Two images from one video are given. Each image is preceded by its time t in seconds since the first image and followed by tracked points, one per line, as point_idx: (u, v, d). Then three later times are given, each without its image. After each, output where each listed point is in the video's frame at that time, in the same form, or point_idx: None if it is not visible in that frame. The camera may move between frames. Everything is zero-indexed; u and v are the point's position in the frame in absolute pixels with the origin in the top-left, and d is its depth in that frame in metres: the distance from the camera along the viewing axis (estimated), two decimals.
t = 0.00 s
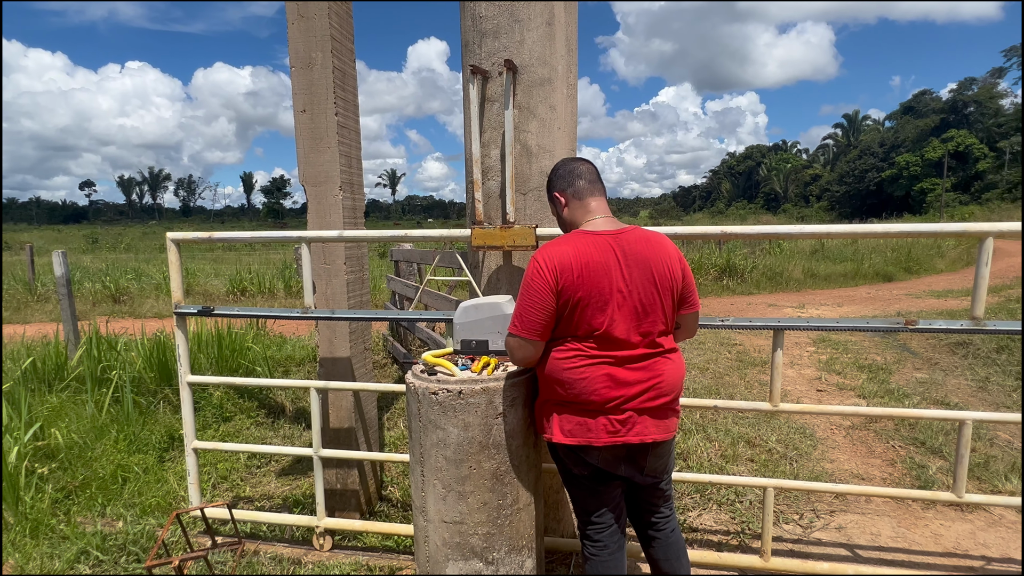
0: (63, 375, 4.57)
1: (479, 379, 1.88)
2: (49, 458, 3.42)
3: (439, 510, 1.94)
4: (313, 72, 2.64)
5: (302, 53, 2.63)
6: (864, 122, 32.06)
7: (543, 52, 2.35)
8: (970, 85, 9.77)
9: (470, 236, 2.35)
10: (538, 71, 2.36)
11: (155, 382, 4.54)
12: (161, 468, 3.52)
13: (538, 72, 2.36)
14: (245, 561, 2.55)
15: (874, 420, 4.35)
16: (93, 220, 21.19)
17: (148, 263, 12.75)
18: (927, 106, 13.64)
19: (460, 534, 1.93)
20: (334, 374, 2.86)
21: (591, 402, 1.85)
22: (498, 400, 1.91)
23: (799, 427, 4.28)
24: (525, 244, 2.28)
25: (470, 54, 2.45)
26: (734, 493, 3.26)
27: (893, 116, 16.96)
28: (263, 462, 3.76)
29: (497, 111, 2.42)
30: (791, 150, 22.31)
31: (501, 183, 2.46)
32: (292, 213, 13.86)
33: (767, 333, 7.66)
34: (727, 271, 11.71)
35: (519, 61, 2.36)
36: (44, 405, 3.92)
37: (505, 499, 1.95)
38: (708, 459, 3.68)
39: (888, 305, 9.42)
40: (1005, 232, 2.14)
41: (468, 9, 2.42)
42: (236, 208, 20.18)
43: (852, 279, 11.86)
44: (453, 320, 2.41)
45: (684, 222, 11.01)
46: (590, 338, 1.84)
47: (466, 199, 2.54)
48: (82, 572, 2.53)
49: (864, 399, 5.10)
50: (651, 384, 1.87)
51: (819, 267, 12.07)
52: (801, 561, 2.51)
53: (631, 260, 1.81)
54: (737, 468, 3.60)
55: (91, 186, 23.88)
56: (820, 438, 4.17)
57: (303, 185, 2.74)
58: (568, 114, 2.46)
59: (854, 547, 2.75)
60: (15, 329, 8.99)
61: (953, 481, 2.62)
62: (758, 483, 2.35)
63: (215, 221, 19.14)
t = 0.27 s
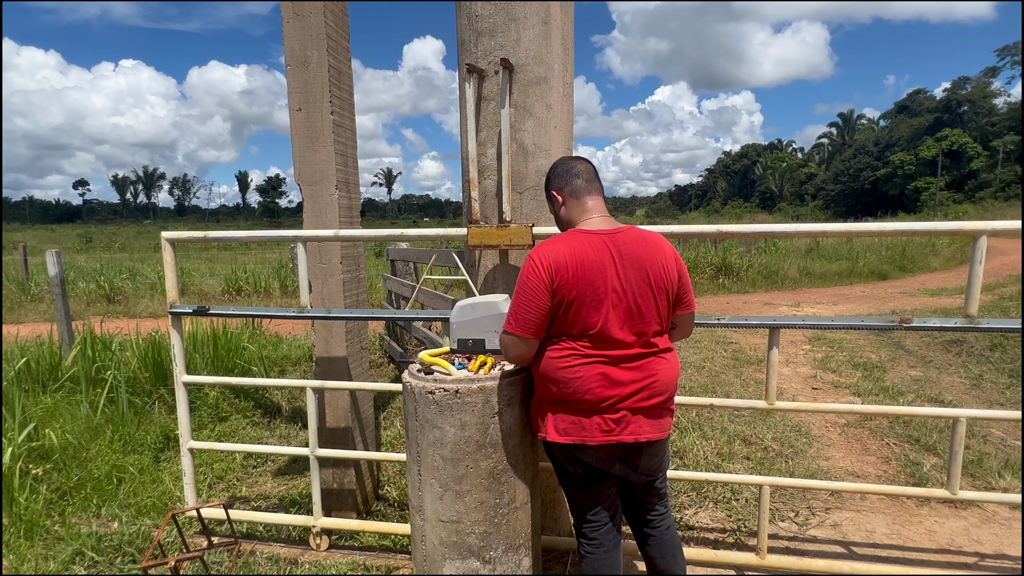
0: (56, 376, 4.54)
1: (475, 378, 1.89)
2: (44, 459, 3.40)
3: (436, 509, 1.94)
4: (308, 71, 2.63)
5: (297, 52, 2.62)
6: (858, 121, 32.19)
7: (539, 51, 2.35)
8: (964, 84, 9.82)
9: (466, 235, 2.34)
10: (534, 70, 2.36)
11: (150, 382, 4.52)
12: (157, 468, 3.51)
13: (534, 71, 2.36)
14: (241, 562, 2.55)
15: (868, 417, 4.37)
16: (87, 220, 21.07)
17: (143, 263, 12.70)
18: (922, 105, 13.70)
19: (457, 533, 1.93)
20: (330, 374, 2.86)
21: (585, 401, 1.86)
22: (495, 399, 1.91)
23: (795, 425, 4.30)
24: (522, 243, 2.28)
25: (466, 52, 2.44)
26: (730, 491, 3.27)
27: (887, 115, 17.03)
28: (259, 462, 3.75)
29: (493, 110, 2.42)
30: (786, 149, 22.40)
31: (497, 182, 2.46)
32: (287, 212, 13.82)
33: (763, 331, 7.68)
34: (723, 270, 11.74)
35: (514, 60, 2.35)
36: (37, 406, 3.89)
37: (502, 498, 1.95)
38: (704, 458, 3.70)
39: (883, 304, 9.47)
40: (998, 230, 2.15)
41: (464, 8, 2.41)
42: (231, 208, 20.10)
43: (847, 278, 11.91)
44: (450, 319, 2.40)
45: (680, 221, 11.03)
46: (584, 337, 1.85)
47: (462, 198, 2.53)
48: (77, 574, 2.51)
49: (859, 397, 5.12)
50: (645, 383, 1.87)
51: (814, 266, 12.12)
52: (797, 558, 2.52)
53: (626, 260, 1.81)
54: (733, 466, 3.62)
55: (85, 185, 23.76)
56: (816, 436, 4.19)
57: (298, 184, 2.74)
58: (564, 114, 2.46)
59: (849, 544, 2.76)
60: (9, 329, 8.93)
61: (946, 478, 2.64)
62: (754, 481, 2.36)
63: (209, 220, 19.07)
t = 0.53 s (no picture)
0: (47, 377, 4.50)
1: (471, 377, 1.88)
2: (35, 461, 3.37)
3: (433, 508, 1.94)
4: (302, 69, 2.62)
5: (291, 50, 2.60)
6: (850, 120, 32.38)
7: (534, 49, 2.35)
8: (955, 83, 9.90)
9: (462, 234, 2.34)
10: (530, 69, 2.36)
11: (143, 383, 4.49)
12: (150, 469, 3.48)
13: (529, 69, 2.36)
14: (236, 562, 2.54)
15: (861, 414, 4.40)
16: (78, 219, 20.89)
17: (134, 262, 12.60)
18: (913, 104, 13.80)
19: (454, 532, 1.93)
20: (326, 373, 2.85)
21: (579, 399, 1.85)
22: (491, 398, 1.91)
23: (788, 422, 4.32)
24: (517, 242, 2.28)
25: (461, 51, 2.44)
26: (725, 488, 3.29)
27: (879, 113, 17.14)
28: (254, 462, 3.73)
29: (488, 109, 2.41)
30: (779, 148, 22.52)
31: (493, 180, 2.45)
32: (280, 211, 13.76)
33: (756, 329, 7.72)
34: (717, 268, 11.79)
35: (510, 58, 2.35)
36: (29, 407, 3.86)
37: (499, 497, 1.95)
38: (699, 455, 3.71)
39: (875, 301, 9.54)
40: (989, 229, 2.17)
41: (459, 5, 2.41)
42: (224, 207, 19.99)
43: (840, 276, 11.99)
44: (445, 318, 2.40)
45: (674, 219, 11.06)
46: (578, 336, 1.85)
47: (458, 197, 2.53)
48: None
49: (852, 394, 5.16)
50: (639, 382, 1.87)
51: (807, 264, 12.19)
52: (791, 554, 2.54)
53: (621, 259, 1.81)
54: (728, 464, 3.64)
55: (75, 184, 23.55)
56: (809, 433, 4.22)
57: (293, 182, 2.72)
58: (559, 112, 2.46)
59: (843, 540, 2.78)
60: None
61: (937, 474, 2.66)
62: (749, 478, 2.37)
63: (202, 219, 18.94)
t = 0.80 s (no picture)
0: (37, 378, 4.45)
1: (471, 377, 1.88)
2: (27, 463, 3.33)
3: (433, 508, 1.94)
4: (298, 67, 2.60)
5: (286, 48, 2.59)
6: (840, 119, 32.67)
7: (531, 48, 2.35)
8: (944, 82, 10.00)
9: (459, 233, 2.33)
10: (527, 68, 2.35)
11: (135, 383, 4.45)
12: (144, 471, 3.45)
13: (527, 68, 2.35)
14: (233, 564, 2.52)
15: (854, 411, 4.44)
16: (65, 218, 20.66)
17: (124, 262, 12.47)
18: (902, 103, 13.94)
19: (454, 532, 1.93)
20: (322, 373, 2.83)
21: (579, 398, 1.86)
22: (491, 397, 1.91)
23: (782, 420, 4.35)
24: (515, 240, 2.28)
25: (458, 49, 2.43)
26: (721, 485, 3.30)
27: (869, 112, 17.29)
28: (249, 463, 3.71)
29: (485, 107, 2.40)
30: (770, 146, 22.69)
31: (490, 179, 2.45)
32: (272, 210, 13.67)
33: (749, 327, 7.76)
34: (709, 266, 11.84)
35: (507, 57, 2.34)
36: (19, 409, 3.81)
37: (499, 496, 1.95)
38: (694, 452, 3.73)
39: (866, 298, 9.62)
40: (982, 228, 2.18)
41: (455, 4, 2.40)
42: (214, 206, 19.84)
43: (831, 273, 12.09)
44: (442, 317, 2.39)
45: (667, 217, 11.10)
46: (577, 334, 1.84)
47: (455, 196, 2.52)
48: None
49: (844, 390, 5.20)
50: (638, 380, 1.88)
51: (798, 261, 12.27)
52: (788, 551, 2.55)
53: (621, 258, 1.82)
54: (724, 461, 3.65)
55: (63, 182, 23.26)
56: (803, 429, 4.25)
57: (288, 181, 2.70)
58: (557, 111, 2.45)
59: (838, 536, 2.80)
60: None
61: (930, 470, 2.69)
62: (746, 476, 2.38)
63: (192, 218, 18.78)
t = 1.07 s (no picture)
0: (27, 380, 4.38)
1: (471, 377, 1.87)
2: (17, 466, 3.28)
3: (433, 509, 1.92)
4: (293, 64, 2.57)
5: (281, 45, 2.56)
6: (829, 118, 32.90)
7: (530, 46, 2.33)
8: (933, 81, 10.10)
9: (458, 232, 2.32)
10: (526, 66, 2.34)
11: (127, 385, 4.39)
12: (137, 473, 3.41)
13: (525, 66, 2.34)
14: (229, 567, 2.49)
15: (848, 408, 4.47)
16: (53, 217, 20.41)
17: (113, 262, 12.33)
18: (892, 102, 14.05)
19: (455, 533, 1.92)
20: (319, 374, 2.81)
21: (581, 398, 1.85)
22: (492, 398, 1.90)
23: (777, 417, 4.37)
24: (514, 240, 2.27)
25: (456, 47, 2.41)
26: (718, 483, 3.31)
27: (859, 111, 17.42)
28: (244, 464, 3.67)
29: (483, 106, 2.39)
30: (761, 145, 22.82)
31: (488, 178, 2.43)
32: (264, 208, 13.57)
33: (742, 325, 7.80)
34: (702, 264, 11.88)
35: (506, 55, 2.33)
36: (9, 411, 3.75)
37: (499, 497, 1.94)
38: (691, 451, 3.74)
39: (857, 296, 9.70)
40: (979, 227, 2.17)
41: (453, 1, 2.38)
42: (205, 204, 19.68)
43: (822, 271, 12.17)
44: (441, 318, 2.38)
45: (661, 216, 11.13)
46: (579, 334, 1.84)
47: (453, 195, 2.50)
48: None
49: (837, 388, 5.24)
50: (640, 380, 1.87)
51: (790, 260, 12.34)
52: (786, 548, 2.56)
53: (622, 256, 1.81)
54: (720, 459, 3.67)
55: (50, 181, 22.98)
56: (798, 427, 4.28)
57: (284, 180, 2.67)
58: (555, 110, 2.44)
59: (835, 533, 2.82)
60: None
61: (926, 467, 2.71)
62: (744, 474, 2.39)
63: (182, 217, 18.61)
